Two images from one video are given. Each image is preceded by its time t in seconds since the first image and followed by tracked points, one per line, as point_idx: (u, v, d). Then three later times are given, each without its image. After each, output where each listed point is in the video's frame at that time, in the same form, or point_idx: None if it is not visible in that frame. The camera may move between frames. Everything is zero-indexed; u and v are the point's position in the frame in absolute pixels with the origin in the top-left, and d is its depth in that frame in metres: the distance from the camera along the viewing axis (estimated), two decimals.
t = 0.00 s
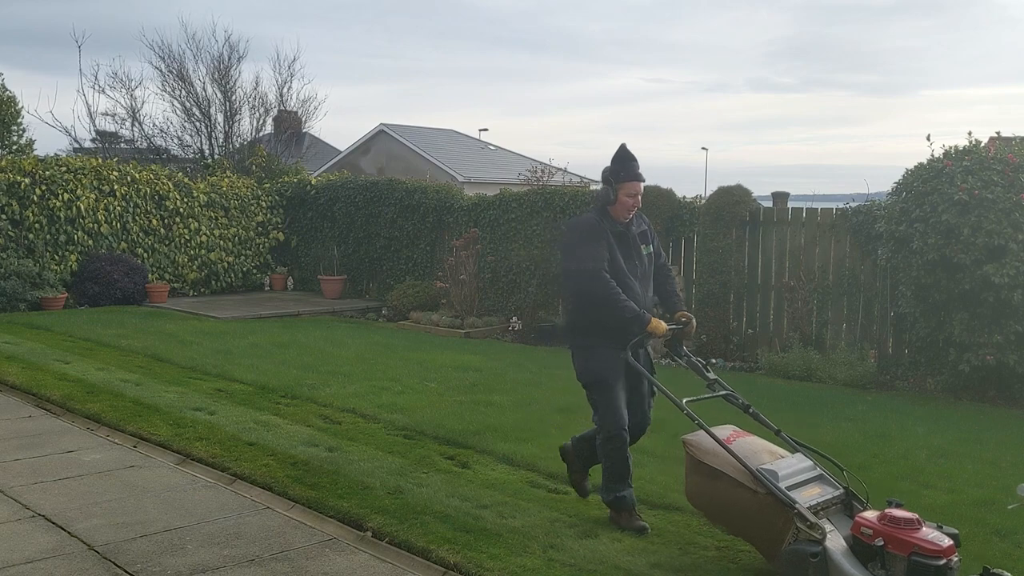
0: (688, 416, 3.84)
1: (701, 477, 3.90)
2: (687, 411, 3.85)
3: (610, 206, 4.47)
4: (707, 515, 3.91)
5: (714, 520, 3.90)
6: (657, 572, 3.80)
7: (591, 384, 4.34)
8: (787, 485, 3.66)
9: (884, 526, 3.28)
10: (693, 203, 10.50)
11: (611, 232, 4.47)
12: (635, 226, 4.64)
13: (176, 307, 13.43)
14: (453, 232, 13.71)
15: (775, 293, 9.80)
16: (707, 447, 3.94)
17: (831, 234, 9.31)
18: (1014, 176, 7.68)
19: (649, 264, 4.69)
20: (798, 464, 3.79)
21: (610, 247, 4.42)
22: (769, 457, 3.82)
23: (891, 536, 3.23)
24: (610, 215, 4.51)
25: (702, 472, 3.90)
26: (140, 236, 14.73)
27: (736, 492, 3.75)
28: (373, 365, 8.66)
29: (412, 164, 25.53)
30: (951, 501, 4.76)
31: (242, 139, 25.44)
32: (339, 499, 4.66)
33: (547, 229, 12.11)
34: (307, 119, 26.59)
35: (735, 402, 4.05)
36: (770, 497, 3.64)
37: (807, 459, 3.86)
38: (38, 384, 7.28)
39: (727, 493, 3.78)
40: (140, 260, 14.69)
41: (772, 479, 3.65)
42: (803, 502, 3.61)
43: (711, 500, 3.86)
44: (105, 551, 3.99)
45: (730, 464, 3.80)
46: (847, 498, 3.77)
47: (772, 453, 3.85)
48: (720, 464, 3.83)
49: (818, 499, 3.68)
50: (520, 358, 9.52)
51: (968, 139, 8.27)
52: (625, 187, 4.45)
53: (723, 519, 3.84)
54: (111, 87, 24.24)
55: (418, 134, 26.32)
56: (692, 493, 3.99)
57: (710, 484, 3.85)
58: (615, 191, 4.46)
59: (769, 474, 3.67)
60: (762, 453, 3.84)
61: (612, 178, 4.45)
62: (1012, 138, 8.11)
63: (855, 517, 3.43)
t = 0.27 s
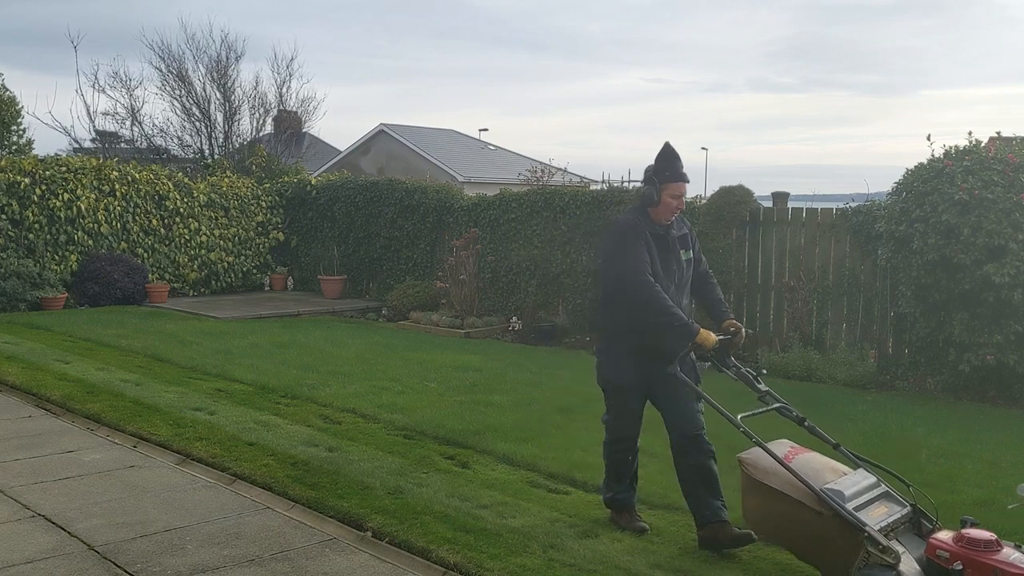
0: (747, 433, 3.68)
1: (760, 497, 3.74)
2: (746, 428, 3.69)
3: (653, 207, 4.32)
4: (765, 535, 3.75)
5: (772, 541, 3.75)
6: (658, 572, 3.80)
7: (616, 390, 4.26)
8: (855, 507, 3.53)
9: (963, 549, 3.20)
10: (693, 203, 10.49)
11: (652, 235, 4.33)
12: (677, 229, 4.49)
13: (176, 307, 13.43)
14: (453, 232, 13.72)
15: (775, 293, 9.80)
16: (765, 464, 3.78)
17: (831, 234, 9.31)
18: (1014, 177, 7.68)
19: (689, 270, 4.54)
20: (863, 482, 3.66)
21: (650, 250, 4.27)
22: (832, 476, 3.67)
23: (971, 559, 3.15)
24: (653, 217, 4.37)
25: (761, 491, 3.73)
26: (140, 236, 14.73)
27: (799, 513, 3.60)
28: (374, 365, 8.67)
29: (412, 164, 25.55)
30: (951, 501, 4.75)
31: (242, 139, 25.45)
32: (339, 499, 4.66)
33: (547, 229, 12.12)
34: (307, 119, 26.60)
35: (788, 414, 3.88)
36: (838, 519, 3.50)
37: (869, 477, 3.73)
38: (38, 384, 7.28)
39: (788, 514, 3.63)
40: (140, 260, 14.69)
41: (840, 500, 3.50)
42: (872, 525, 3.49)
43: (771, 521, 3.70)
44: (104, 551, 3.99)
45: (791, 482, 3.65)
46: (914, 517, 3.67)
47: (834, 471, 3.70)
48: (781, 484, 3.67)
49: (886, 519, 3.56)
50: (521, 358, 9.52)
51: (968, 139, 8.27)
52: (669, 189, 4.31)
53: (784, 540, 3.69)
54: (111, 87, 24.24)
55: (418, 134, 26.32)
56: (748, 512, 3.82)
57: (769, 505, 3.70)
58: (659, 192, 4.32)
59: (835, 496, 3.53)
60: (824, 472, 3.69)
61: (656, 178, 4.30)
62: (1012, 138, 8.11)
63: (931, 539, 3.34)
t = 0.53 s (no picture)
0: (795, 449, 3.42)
1: (815, 517, 3.44)
2: (796, 445, 3.44)
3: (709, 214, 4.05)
4: (822, 557, 3.46)
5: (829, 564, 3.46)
6: (658, 572, 3.80)
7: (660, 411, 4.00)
8: (919, 527, 3.21)
9: None
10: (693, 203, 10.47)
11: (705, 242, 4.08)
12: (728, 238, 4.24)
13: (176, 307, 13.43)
14: (453, 232, 13.72)
15: (776, 293, 9.79)
16: (819, 483, 3.48)
17: (831, 234, 9.32)
18: (1014, 177, 7.67)
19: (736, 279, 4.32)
20: (925, 498, 3.33)
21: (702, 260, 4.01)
22: (891, 492, 3.36)
23: None
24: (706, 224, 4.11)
25: (815, 510, 3.44)
26: (140, 236, 14.73)
27: (858, 534, 3.31)
28: (374, 365, 8.67)
29: (412, 164, 25.55)
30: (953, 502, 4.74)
31: (242, 139, 25.45)
32: (339, 499, 4.66)
33: (547, 229, 12.12)
34: (307, 119, 26.60)
35: (840, 429, 3.61)
36: (901, 541, 3.19)
37: (930, 491, 3.41)
38: (38, 384, 7.28)
39: (846, 535, 3.34)
40: (140, 260, 14.68)
41: (902, 520, 3.19)
42: (937, 545, 3.18)
43: (828, 543, 3.41)
44: (104, 551, 3.99)
45: (847, 500, 3.36)
46: (979, 533, 3.36)
47: (893, 486, 3.39)
48: (836, 502, 3.38)
49: (952, 539, 3.25)
50: (521, 358, 9.52)
51: (968, 139, 8.27)
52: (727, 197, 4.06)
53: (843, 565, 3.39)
54: (111, 87, 24.26)
55: (418, 134, 26.32)
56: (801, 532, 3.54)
57: (825, 525, 3.40)
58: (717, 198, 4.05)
59: (897, 515, 3.22)
60: (881, 488, 3.38)
61: (715, 184, 4.04)
62: (1013, 138, 8.11)
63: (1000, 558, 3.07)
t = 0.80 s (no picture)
0: (856, 455, 3.23)
1: (873, 530, 3.25)
2: (855, 451, 3.25)
3: (751, 213, 3.85)
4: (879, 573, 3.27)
5: None
6: (658, 571, 3.80)
7: (689, 418, 3.71)
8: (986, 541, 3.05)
9: None
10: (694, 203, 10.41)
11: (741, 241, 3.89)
12: (762, 239, 4.09)
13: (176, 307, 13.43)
14: (453, 232, 13.72)
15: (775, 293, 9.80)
16: (878, 493, 3.30)
17: (831, 234, 9.32)
18: (1014, 176, 7.67)
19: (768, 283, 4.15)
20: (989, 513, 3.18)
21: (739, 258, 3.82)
22: (953, 505, 3.20)
23: None
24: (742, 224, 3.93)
25: (874, 522, 3.25)
26: (140, 236, 14.73)
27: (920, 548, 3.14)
28: (373, 365, 8.67)
29: (412, 164, 25.55)
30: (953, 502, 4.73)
31: (242, 140, 25.46)
32: (339, 499, 4.66)
33: (547, 229, 12.13)
34: (307, 119, 26.60)
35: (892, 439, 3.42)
36: (968, 555, 3.03)
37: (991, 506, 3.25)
38: (38, 384, 7.28)
39: (907, 549, 3.16)
40: (140, 260, 14.68)
41: (970, 533, 3.03)
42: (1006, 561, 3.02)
43: (886, 558, 3.23)
44: (104, 551, 3.99)
45: (908, 512, 3.18)
46: None
47: (955, 500, 3.23)
48: (896, 514, 3.20)
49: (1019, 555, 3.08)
50: (521, 358, 9.52)
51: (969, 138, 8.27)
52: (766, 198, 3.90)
53: None
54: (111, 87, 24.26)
55: (418, 134, 26.32)
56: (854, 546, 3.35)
57: (883, 538, 3.22)
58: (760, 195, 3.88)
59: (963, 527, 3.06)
60: (943, 501, 3.22)
61: (755, 184, 3.87)
62: (1013, 138, 8.10)
63: None
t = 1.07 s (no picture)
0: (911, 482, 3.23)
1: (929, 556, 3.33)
2: (911, 477, 3.24)
3: (785, 228, 3.71)
4: None
5: None
6: (658, 571, 3.80)
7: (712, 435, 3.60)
8: None
9: None
10: (693, 203, 10.50)
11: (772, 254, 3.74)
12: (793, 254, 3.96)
13: (176, 307, 13.43)
14: (453, 232, 13.72)
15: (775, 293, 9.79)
16: (934, 520, 3.36)
17: (831, 234, 9.31)
18: (1014, 177, 7.67)
19: (799, 297, 4.02)
20: None
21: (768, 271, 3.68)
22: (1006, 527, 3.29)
23: None
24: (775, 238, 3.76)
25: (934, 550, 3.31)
26: (140, 236, 14.73)
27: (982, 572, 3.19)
28: (374, 365, 8.67)
29: (412, 164, 25.54)
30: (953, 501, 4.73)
31: (242, 139, 25.45)
32: (339, 499, 4.66)
33: (547, 229, 12.13)
34: (307, 119, 26.59)
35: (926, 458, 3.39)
36: None
37: None
38: (38, 384, 7.28)
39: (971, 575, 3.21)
40: (140, 259, 14.68)
41: None
42: None
43: None
44: (105, 551, 3.99)
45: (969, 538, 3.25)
46: None
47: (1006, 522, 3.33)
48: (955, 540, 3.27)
49: None
50: (521, 358, 9.52)
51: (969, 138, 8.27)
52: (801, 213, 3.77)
53: None
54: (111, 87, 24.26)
55: (418, 134, 26.31)
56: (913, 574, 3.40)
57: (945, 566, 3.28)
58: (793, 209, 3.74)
59: None
60: (997, 523, 3.31)
61: (793, 199, 3.73)
62: (1014, 137, 8.09)
63: None
